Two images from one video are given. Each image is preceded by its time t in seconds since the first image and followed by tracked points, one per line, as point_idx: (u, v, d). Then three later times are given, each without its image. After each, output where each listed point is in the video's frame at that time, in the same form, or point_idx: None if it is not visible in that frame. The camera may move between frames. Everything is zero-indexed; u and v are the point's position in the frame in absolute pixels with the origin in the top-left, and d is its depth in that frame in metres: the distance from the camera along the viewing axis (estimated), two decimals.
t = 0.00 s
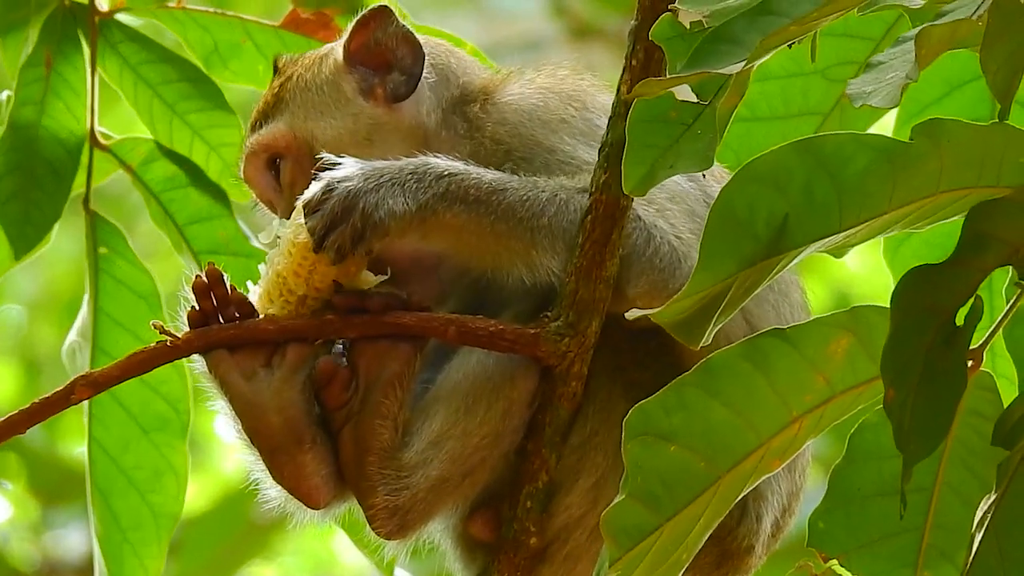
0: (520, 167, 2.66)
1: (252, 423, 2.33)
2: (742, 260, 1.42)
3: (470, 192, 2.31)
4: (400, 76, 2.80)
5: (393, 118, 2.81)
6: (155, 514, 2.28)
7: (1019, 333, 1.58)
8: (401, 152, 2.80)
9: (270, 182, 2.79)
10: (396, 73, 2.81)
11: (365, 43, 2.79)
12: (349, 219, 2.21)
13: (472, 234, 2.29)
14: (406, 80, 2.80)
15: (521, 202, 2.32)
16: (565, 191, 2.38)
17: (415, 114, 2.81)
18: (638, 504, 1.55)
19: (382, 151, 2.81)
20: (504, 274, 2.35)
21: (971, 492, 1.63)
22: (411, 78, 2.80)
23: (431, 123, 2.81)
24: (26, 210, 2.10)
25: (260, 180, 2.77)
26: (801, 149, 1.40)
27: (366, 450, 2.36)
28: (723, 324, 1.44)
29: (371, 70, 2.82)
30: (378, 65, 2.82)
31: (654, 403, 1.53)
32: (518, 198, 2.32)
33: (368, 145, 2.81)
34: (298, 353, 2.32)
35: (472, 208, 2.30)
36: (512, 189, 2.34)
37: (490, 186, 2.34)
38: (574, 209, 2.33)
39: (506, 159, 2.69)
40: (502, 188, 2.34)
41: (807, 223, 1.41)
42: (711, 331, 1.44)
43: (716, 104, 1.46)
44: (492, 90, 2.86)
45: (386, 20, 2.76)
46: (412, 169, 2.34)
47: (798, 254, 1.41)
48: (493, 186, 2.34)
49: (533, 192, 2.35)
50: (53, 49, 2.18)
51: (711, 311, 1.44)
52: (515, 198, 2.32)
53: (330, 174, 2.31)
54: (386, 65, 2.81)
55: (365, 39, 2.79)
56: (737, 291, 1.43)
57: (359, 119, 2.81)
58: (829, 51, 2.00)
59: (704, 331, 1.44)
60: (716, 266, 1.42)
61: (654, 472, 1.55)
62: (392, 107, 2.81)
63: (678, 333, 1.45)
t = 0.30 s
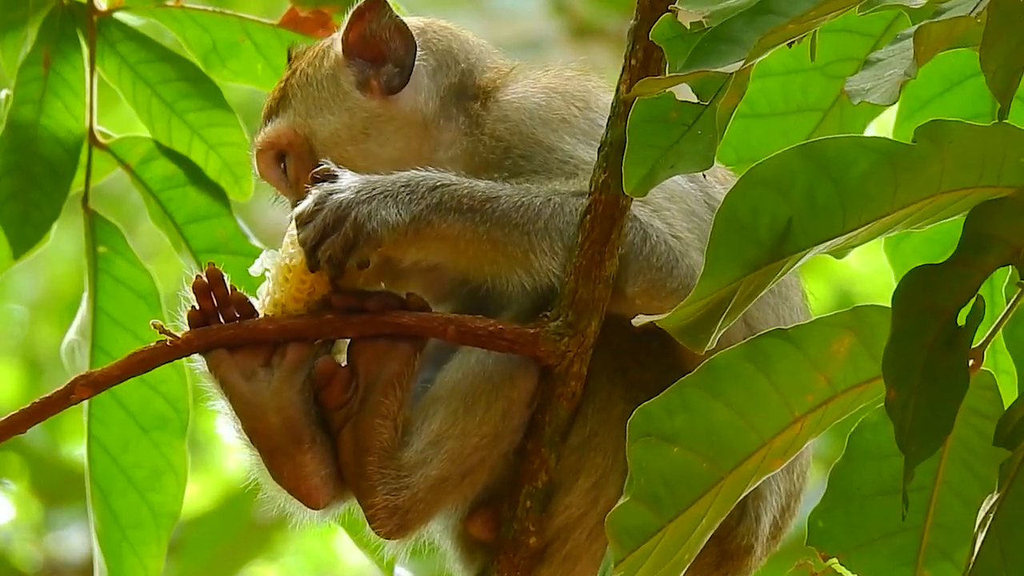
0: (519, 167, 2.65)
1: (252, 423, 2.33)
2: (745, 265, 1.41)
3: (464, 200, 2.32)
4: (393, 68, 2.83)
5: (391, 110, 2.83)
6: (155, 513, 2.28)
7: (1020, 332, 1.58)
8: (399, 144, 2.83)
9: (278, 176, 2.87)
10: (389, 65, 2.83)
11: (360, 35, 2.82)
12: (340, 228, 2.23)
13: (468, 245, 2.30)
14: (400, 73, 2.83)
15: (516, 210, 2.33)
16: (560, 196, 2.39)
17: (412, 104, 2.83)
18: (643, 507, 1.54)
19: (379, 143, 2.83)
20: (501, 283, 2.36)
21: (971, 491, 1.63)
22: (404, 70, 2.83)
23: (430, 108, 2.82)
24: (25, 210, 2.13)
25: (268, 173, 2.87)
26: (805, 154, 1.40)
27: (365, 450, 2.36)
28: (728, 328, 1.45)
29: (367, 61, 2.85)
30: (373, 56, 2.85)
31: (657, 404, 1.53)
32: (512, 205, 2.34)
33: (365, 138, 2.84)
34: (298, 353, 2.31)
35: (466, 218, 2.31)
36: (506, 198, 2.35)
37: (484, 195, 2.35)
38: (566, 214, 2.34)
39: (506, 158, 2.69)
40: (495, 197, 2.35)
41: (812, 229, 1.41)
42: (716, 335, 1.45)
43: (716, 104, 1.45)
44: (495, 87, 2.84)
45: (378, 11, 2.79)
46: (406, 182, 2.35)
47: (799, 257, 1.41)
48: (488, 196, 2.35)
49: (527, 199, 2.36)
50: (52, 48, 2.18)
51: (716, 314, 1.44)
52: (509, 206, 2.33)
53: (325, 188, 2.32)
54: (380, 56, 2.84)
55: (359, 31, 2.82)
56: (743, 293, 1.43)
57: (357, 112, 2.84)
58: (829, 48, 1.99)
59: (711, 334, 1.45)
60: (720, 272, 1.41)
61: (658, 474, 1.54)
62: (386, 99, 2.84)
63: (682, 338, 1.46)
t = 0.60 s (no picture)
0: (524, 164, 2.65)
1: (251, 423, 2.33)
2: (746, 264, 1.41)
3: (462, 209, 2.33)
4: (417, 49, 2.87)
5: (410, 91, 2.89)
6: (158, 511, 2.28)
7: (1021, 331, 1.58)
8: (417, 125, 2.87)
9: (304, 152, 2.89)
10: (413, 45, 2.87)
11: (381, 18, 2.87)
12: (332, 231, 2.24)
13: (466, 252, 2.31)
14: (424, 52, 2.86)
15: (514, 218, 2.33)
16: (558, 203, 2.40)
17: (431, 85, 2.88)
18: (648, 511, 1.55)
19: (399, 125, 2.88)
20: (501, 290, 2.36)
21: (971, 490, 1.63)
22: (428, 50, 2.86)
23: (447, 90, 2.88)
24: (26, 207, 2.13)
25: (294, 150, 2.87)
26: (804, 153, 1.40)
27: (366, 449, 2.36)
28: (727, 327, 1.45)
29: (387, 45, 2.91)
30: (395, 39, 2.90)
31: (661, 409, 1.53)
32: (511, 213, 2.35)
33: (386, 120, 2.89)
34: (298, 353, 2.32)
35: (465, 226, 2.31)
36: (505, 205, 2.36)
37: (483, 202, 2.35)
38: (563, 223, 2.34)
39: (512, 153, 2.69)
40: (495, 205, 2.36)
41: (811, 228, 1.41)
42: (716, 334, 1.45)
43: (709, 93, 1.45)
44: (506, 79, 2.88)
45: None
46: (404, 189, 2.36)
47: (799, 257, 1.41)
48: (487, 203, 2.35)
49: (526, 206, 2.36)
50: (54, 47, 2.18)
51: (715, 315, 1.44)
52: (508, 214, 2.34)
53: (323, 186, 2.35)
54: (403, 38, 2.88)
55: (381, 13, 2.86)
56: (740, 296, 1.43)
57: (378, 94, 2.91)
58: (827, 44, 1.99)
59: (709, 336, 1.45)
60: (720, 271, 1.41)
61: (662, 477, 1.54)
62: (409, 79, 2.89)
63: (682, 338, 1.46)
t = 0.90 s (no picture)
0: (536, 165, 2.66)
1: (255, 425, 2.34)
2: (733, 250, 1.42)
3: (467, 215, 2.34)
4: (441, 39, 2.91)
5: (432, 81, 2.93)
6: (164, 515, 2.29)
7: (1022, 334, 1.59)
8: (438, 113, 2.89)
9: (322, 139, 2.84)
10: (437, 36, 2.92)
11: (406, 8, 2.93)
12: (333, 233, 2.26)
13: (472, 258, 2.32)
14: (448, 43, 2.91)
15: (518, 223, 2.34)
16: (562, 210, 2.40)
17: (453, 77, 2.92)
18: (636, 501, 1.55)
19: (420, 114, 2.90)
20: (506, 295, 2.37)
21: (970, 489, 1.63)
22: (453, 41, 2.91)
23: (466, 83, 2.92)
24: (30, 212, 2.13)
25: (314, 136, 2.82)
26: (795, 142, 1.40)
27: (369, 453, 2.36)
28: (714, 315, 1.45)
29: (410, 36, 2.95)
30: (417, 31, 2.95)
31: (650, 400, 1.53)
32: (515, 218, 2.35)
33: (408, 107, 2.91)
34: (300, 356, 2.32)
35: (470, 231, 2.32)
36: (509, 211, 2.36)
37: (488, 208, 2.36)
38: (565, 229, 2.35)
39: (524, 154, 2.69)
40: (499, 210, 2.36)
41: (801, 217, 1.42)
42: (704, 320, 1.45)
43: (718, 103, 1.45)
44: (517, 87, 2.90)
45: None
46: (411, 197, 2.38)
47: (790, 247, 1.43)
48: (493, 209, 2.36)
49: (531, 211, 2.37)
50: (58, 51, 2.20)
51: (702, 302, 1.44)
52: (512, 220, 2.34)
53: (329, 193, 2.37)
54: (427, 29, 2.93)
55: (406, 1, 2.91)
56: (728, 284, 1.43)
57: (400, 82, 2.93)
58: (836, 50, 2.01)
59: (697, 321, 1.45)
60: (705, 255, 1.41)
61: (652, 468, 1.54)
62: (433, 69, 2.93)
63: (668, 322, 1.46)
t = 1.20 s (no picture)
0: (540, 167, 2.66)
1: (261, 426, 2.33)
2: (749, 260, 1.41)
3: (473, 215, 2.33)
4: (451, 44, 2.91)
5: (440, 84, 2.92)
6: (167, 515, 2.29)
7: None
8: (448, 115, 2.88)
9: (328, 139, 2.86)
10: (445, 40, 2.91)
11: (413, 11, 2.92)
12: (336, 233, 2.26)
13: (478, 259, 2.31)
14: (458, 47, 2.90)
15: (524, 223, 2.34)
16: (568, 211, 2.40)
17: (460, 80, 2.91)
18: (648, 505, 1.54)
19: (430, 115, 2.89)
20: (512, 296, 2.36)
21: (978, 490, 1.63)
22: (462, 46, 2.90)
23: (472, 86, 2.90)
24: (32, 212, 2.14)
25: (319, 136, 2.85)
26: (807, 151, 1.40)
27: (375, 452, 2.35)
28: (730, 325, 1.44)
29: (418, 39, 2.95)
30: (425, 34, 2.95)
31: (660, 403, 1.53)
32: (521, 218, 2.35)
33: (418, 109, 2.90)
34: (306, 355, 2.31)
35: (476, 231, 2.32)
36: (515, 211, 2.36)
37: (494, 208, 2.36)
38: (571, 230, 2.35)
39: (529, 154, 2.69)
40: (505, 210, 2.36)
41: (815, 224, 1.41)
42: (719, 332, 1.44)
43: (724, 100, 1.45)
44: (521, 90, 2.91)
45: None
46: (416, 198, 2.38)
47: (804, 255, 1.42)
48: (498, 209, 2.36)
49: (536, 212, 2.37)
50: (61, 52, 2.20)
51: (718, 312, 1.43)
52: (518, 220, 2.34)
53: (333, 193, 2.37)
54: (435, 33, 2.93)
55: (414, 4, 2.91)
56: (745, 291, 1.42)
57: (409, 84, 2.92)
58: (839, 45, 1.99)
59: (713, 332, 1.44)
60: (722, 268, 1.41)
61: (660, 471, 1.54)
62: (441, 73, 2.92)
63: (685, 335, 1.45)
